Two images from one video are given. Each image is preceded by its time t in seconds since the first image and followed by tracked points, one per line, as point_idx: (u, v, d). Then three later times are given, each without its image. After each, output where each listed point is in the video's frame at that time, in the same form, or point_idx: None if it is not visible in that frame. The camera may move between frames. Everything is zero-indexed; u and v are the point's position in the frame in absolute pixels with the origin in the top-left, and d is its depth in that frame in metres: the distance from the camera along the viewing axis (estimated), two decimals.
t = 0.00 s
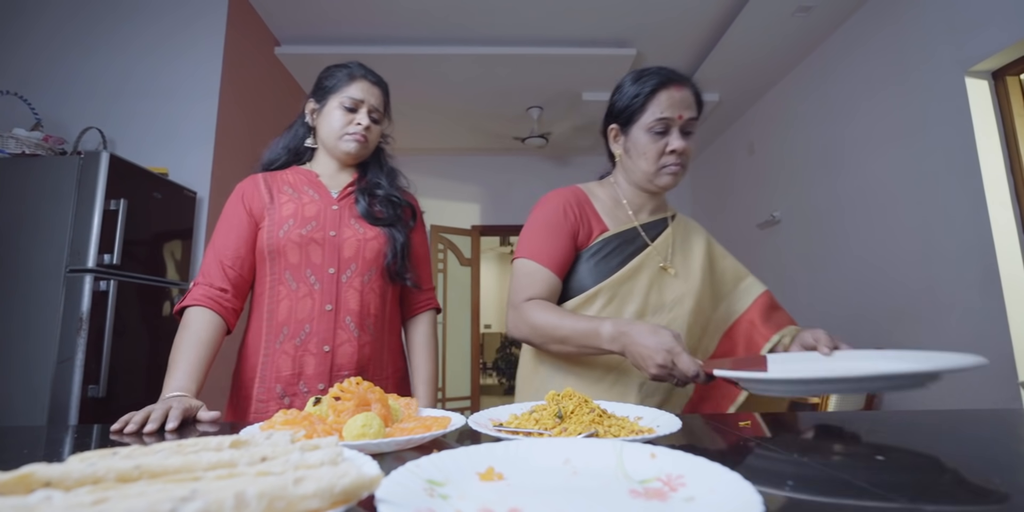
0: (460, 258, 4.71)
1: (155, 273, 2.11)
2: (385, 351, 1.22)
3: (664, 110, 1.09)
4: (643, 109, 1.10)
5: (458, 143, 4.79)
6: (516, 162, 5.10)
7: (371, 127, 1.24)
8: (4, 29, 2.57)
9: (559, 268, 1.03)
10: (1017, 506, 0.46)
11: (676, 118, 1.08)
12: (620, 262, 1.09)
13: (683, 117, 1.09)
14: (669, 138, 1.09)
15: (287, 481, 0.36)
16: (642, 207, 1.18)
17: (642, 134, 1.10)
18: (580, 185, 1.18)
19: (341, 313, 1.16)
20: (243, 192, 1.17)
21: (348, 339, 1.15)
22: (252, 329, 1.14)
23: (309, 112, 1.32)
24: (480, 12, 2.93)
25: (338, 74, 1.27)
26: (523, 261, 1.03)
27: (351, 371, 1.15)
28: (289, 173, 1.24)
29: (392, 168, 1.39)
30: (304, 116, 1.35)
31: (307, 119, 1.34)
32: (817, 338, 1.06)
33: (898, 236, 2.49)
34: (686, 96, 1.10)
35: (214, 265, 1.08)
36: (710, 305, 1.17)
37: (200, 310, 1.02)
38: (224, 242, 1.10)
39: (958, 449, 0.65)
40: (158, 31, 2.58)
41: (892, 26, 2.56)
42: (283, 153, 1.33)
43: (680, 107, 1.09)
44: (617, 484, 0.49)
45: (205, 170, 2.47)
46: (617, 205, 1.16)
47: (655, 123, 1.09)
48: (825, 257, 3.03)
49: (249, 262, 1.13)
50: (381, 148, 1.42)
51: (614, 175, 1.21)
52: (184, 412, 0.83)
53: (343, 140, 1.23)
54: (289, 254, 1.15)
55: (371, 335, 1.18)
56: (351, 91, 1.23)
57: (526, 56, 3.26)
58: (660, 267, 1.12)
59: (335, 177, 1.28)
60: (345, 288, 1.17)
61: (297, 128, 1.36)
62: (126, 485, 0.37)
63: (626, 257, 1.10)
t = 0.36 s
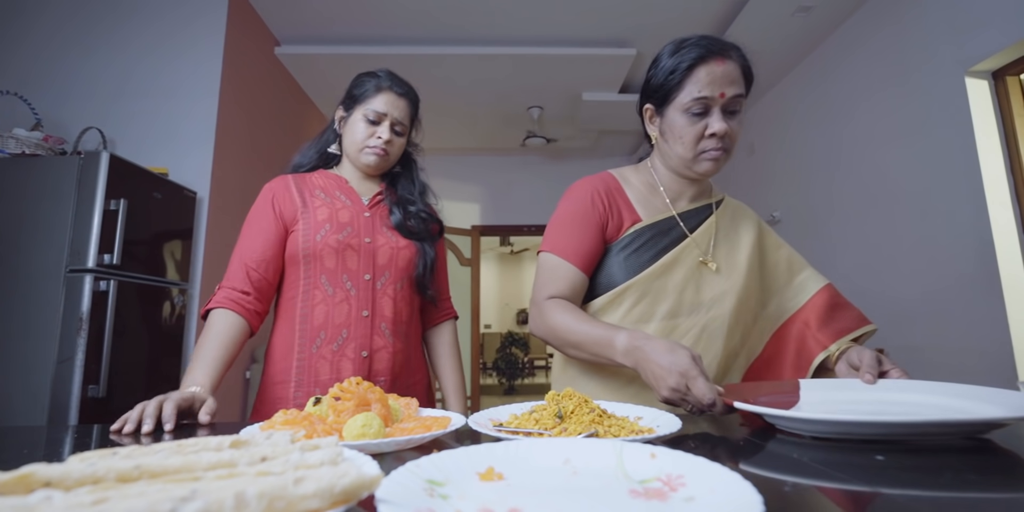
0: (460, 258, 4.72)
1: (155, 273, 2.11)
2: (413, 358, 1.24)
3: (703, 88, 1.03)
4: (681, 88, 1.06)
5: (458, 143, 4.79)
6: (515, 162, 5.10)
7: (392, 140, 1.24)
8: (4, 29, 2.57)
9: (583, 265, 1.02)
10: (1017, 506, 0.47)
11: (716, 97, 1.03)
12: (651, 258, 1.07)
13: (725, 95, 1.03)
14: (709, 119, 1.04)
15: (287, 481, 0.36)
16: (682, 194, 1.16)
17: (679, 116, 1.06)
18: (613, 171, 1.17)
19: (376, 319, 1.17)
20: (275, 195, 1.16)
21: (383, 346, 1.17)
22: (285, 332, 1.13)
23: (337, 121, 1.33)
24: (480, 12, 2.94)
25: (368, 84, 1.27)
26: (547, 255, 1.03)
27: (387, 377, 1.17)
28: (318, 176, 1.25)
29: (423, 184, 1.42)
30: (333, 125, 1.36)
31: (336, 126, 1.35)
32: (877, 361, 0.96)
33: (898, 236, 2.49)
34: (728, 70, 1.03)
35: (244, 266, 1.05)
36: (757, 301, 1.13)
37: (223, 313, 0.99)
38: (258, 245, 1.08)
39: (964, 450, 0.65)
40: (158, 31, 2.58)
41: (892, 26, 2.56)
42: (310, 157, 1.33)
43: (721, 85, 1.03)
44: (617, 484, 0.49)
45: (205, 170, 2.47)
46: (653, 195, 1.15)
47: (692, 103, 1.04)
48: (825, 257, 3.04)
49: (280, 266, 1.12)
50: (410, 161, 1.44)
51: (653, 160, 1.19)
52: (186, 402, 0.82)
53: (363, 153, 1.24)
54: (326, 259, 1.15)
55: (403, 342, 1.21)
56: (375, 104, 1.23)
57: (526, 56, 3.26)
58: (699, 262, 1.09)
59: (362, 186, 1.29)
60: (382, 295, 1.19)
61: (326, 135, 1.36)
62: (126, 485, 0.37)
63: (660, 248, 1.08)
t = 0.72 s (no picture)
0: (461, 258, 4.72)
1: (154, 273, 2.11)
2: (423, 358, 1.25)
3: (686, 74, 1.04)
4: (666, 77, 1.07)
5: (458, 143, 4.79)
6: (516, 162, 5.10)
7: (395, 144, 1.24)
8: (4, 29, 2.57)
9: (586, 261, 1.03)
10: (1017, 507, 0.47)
11: (699, 81, 1.03)
12: (658, 251, 1.07)
13: (708, 79, 1.03)
14: (695, 105, 1.05)
15: (287, 481, 0.36)
16: (688, 186, 1.16)
17: (667, 105, 1.08)
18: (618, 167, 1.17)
19: (393, 321, 1.17)
20: (300, 190, 1.14)
21: (399, 347, 1.17)
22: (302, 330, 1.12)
23: (345, 126, 1.33)
24: (481, 12, 2.93)
25: (371, 88, 1.26)
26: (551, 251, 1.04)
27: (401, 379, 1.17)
28: (332, 176, 1.22)
29: (435, 186, 1.42)
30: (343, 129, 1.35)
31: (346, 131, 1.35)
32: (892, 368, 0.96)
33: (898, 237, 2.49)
34: (711, 54, 1.03)
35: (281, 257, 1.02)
36: (771, 294, 1.11)
37: (280, 302, 0.98)
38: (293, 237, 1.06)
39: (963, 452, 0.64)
40: (158, 31, 2.58)
41: (892, 26, 2.56)
42: (323, 158, 1.33)
43: (704, 69, 1.03)
44: (617, 485, 0.49)
45: (205, 170, 2.47)
46: (660, 189, 1.15)
47: (677, 90, 1.05)
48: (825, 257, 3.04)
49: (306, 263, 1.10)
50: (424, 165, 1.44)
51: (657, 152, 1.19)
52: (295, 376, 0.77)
53: (368, 157, 1.24)
54: (348, 259, 1.14)
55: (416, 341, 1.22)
56: (378, 109, 1.23)
57: (526, 56, 3.26)
58: (707, 254, 1.08)
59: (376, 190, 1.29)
60: (398, 298, 1.19)
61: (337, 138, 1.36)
62: (126, 485, 0.37)
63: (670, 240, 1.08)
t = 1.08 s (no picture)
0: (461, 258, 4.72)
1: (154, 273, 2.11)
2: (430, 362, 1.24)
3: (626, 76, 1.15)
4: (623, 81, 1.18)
5: (458, 143, 4.80)
6: (516, 162, 5.10)
7: (395, 141, 1.24)
8: (4, 29, 2.57)
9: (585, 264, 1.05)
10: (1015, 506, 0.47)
11: (631, 79, 1.12)
12: (652, 244, 1.06)
13: (637, 75, 1.11)
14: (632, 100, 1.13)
15: (287, 481, 0.36)
16: (673, 181, 1.17)
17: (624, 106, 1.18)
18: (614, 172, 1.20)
19: (402, 322, 1.17)
20: (310, 187, 1.13)
21: (408, 348, 1.17)
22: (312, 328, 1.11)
23: (347, 131, 1.34)
24: (480, 12, 2.93)
25: (368, 88, 1.26)
26: (550, 254, 1.06)
27: (413, 381, 1.17)
28: (342, 176, 1.22)
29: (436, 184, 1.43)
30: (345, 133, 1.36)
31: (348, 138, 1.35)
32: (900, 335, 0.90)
33: (898, 237, 2.49)
34: (645, 53, 1.12)
35: (292, 250, 1.02)
36: (772, 284, 1.09)
37: (290, 297, 0.97)
38: (306, 233, 1.05)
39: (963, 451, 0.64)
40: (158, 31, 2.57)
41: (892, 26, 2.56)
42: (325, 161, 1.32)
43: (635, 67, 1.12)
44: (617, 484, 0.49)
45: (205, 170, 2.47)
46: (652, 185, 1.16)
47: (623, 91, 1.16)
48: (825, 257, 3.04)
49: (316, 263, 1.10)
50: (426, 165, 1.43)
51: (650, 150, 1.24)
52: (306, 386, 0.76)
53: (371, 158, 1.23)
54: (358, 259, 1.13)
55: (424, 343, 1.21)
56: (374, 108, 1.23)
57: (526, 56, 3.26)
58: (702, 245, 1.06)
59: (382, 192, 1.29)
60: (407, 299, 1.19)
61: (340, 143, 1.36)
62: (126, 485, 0.37)
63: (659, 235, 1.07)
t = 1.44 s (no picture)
0: (461, 258, 4.73)
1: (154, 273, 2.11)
2: (428, 363, 1.24)
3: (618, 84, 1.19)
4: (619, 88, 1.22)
5: (458, 143, 4.80)
6: (516, 162, 5.10)
7: (388, 138, 1.23)
8: (4, 29, 2.57)
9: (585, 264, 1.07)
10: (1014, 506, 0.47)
11: (619, 86, 1.16)
12: (640, 242, 1.07)
13: (623, 81, 1.15)
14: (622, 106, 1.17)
15: (287, 481, 0.36)
16: (666, 180, 1.17)
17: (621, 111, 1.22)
18: (612, 178, 1.21)
19: (399, 322, 1.17)
20: (310, 188, 1.13)
21: (405, 349, 1.17)
22: (310, 329, 1.11)
23: (343, 136, 1.34)
24: (481, 12, 2.93)
25: (355, 90, 1.26)
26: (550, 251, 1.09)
27: (409, 381, 1.17)
28: (341, 176, 1.22)
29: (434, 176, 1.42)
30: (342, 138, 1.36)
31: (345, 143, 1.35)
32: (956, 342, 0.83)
33: (898, 237, 2.49)
34: (631, 61, 1.15)
35: (289, 252, 1.02)
36: (763, 281, 1.08)
37: (284, 298, 0.97)
38: (304, 235, 1.05)
39: (963, 450, 0.64)
40: (158, 31, 2.57)
41: (892, 26, 2.56)
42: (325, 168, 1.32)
43: (622, 74, 1.16)
44: (617, 484, 0.49)
45: (204, 171, 2.47)
46: (644, 186, 1.17)
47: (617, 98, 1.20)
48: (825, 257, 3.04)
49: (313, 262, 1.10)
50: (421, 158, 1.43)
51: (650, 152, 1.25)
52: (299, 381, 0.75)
53: (369, 159, 1.24)
54: (355, 260, 1.13)
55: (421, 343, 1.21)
56: (362, 110, 1.23)
57: (526, 56, 3.26)
58: (690, 241, 1.07)
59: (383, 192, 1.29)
60: (405, 300, 1.19)
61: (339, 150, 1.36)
62: (127, 485, 0.37)
63: (648, 233, 1.08)
